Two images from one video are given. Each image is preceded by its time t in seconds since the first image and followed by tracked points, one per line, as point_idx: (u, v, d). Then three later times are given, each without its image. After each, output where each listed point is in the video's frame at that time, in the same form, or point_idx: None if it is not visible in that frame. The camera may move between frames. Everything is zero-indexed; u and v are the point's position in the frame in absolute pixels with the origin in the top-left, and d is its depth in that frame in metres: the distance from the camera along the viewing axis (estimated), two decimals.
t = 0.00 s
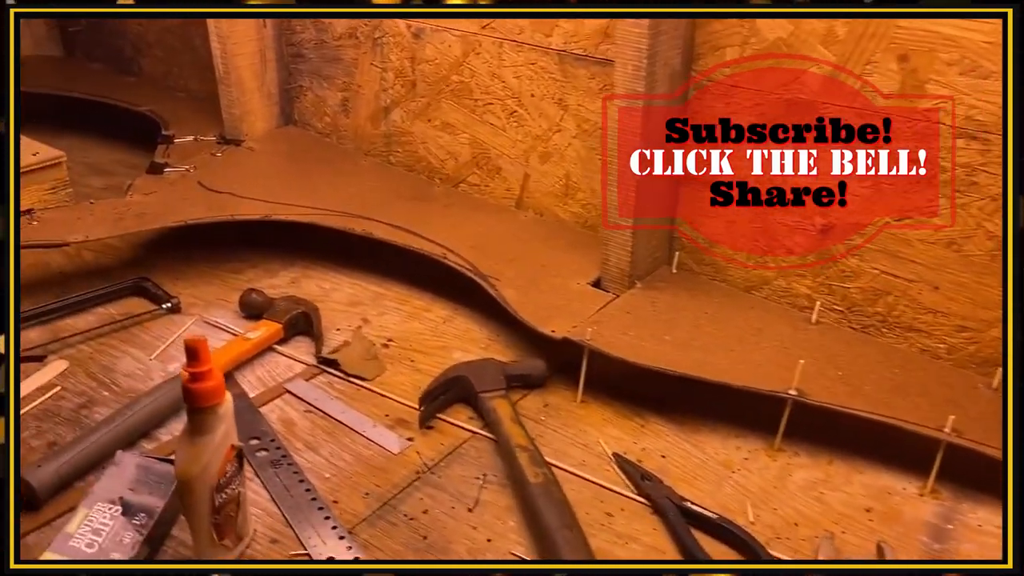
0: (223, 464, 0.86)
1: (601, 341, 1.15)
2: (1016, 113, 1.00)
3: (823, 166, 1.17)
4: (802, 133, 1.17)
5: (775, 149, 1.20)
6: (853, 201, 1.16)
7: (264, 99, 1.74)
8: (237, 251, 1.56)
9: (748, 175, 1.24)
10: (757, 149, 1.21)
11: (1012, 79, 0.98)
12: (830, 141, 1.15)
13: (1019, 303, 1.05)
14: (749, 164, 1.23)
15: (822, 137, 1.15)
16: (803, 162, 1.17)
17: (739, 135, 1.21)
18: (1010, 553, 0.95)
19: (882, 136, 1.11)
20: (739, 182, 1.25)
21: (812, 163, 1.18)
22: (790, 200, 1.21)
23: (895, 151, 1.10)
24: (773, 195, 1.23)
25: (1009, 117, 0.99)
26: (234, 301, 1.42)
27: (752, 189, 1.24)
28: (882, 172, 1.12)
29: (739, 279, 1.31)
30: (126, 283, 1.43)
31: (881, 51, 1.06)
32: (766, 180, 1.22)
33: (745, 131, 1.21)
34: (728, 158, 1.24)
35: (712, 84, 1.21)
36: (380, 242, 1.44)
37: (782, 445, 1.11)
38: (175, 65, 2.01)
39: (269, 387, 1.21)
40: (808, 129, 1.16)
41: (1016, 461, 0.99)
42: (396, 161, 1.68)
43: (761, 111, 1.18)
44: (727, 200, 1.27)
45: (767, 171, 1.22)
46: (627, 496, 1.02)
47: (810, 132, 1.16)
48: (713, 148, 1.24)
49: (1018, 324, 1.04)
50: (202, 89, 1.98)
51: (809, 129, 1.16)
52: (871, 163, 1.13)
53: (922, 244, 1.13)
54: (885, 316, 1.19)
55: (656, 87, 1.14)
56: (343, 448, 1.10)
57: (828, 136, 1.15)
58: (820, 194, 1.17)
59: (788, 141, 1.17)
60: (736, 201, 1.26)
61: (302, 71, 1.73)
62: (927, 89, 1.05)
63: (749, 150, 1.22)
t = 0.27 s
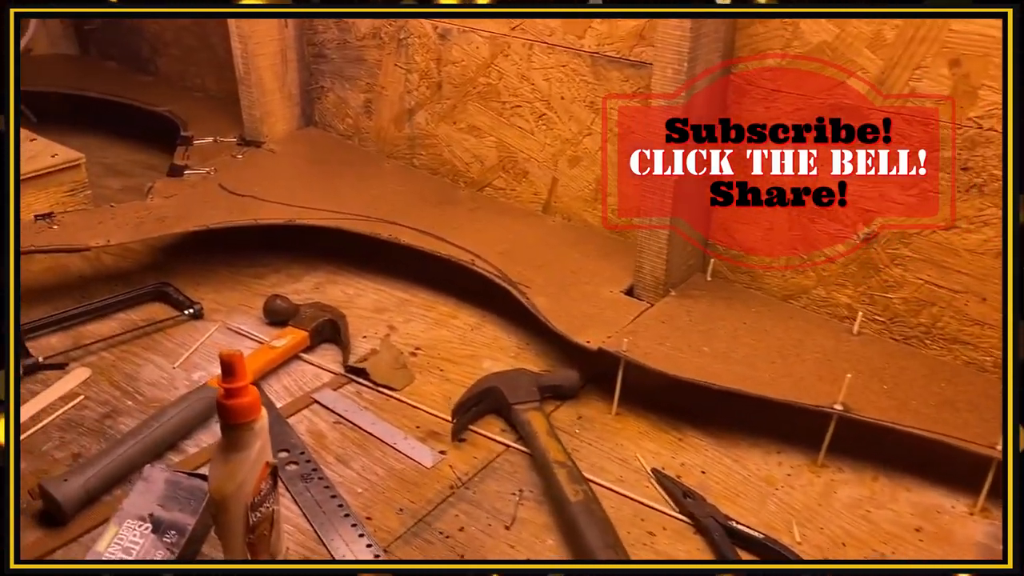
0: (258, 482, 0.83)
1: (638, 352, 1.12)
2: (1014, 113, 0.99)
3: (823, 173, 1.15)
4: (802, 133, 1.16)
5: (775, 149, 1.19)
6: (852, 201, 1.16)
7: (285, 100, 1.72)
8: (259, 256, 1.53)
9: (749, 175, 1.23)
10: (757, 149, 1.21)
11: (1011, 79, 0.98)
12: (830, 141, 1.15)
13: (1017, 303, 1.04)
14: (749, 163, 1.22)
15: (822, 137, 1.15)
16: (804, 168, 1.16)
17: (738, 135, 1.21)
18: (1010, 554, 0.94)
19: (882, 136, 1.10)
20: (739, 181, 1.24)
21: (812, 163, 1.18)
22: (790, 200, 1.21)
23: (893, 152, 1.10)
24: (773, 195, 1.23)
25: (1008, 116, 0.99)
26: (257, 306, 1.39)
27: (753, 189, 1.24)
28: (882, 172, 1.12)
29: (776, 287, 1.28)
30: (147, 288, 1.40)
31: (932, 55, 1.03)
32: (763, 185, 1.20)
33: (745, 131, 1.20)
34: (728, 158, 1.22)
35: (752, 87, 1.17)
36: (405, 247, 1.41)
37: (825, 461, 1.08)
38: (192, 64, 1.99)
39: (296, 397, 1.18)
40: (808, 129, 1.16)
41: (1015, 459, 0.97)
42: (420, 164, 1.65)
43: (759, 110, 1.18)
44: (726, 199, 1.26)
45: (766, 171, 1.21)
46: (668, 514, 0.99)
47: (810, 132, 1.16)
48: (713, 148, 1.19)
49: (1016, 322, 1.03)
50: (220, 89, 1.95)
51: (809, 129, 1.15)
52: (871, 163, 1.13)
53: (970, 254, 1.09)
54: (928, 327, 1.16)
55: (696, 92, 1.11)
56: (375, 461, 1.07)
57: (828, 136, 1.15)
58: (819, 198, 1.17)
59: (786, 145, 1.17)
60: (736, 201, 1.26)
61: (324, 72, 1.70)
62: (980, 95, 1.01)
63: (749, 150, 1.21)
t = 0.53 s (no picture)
0: (274, 512, 0.80)
1: (669, 371, 1.07)
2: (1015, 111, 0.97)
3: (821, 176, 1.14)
4: (801, 133, 1.13)
5: (775, 149, 1.15)
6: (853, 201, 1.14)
7: (300, 102, 1.67)
8: (273, 263, 1.49)
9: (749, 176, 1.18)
10: (757, 149, 1.15)
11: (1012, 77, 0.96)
12: (829, 141, 1.12)
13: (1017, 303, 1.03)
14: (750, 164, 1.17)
15: (822, 137, 1.12)
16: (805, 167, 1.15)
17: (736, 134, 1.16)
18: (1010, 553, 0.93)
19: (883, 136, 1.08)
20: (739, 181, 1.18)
21: (812, 163, 1.15)
22: (790, 200, 1.18)
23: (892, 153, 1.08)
24: (773, 195, 1.19)
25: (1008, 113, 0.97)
26: (272, 317, 1.35)
27: (753, 189, 1.19)
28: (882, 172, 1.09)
29: (811, 301, 1.22)
30: (158, 296, 1.36)
31: (985, 61, 0.97)
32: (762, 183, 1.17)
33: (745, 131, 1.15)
34: (730, 158, 1.11)
35: (789, 94, 1.12)
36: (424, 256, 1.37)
37: (866, 487, 1.02)
38: (205, 64, 1.95)
39: (312, 413, 1.14)
40: (808, 129, 1.12)
41: (1014, 458, 0.96)
42: (438, 168, 1.60)
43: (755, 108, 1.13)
44: (726, 199, 1.16)
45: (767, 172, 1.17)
46: (703, 544, 0.94)
47: (810, 132, 1.13)
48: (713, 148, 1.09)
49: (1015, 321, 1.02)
50: (234, 90, 1.91)
51: (809, 129, 1.12)
52: (871, 163, 1.10)
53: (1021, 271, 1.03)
54: (974, 347, 1.10)
55: (731, 99, 1.06)
56: (394, 483, 1.02)
57: (828, 136, 1.12)
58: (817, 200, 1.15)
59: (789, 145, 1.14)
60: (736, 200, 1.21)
61: (340, 73, 1.66)
62: None
63: (750, 150, 1.15)
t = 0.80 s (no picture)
0: None
1: (707, 415, 0.98)
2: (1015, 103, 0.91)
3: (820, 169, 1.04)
4: (802, 133, 1.02)
5: (775, 149, 1.01)
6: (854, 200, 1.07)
7: (313, 111, 1.60)
8: (283, 282, 1.42)
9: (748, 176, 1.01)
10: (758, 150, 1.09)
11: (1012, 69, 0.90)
12: (829, 141, 1.04)
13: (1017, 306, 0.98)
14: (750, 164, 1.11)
15: (822, 137, 1.04)
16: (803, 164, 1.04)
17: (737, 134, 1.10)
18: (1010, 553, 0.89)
19: (883, 136, 1.01)
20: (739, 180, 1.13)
21: (812, 163, 1.06)
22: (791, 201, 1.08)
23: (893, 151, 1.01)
24: (774, 195, 1.04)
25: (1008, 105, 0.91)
26: (280, 342, 1.28)
27: (753, 190, 1.02)
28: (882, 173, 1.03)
29: (859, 334, 1.13)
30: (161, 319, 1.29)
31: None
32: (766, 182, 1.03)
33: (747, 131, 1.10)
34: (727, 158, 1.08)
35: (842, 112, 1.03)
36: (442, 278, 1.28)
37: (925, 545, 0.93)
38: (216, 69, 1.88)
39: (320, 452, 1.06)
40: (808, 128, 1.03)
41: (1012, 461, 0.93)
42: (456, 182, 1.52)
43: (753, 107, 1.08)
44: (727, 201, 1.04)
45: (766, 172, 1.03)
46: None
47: (810, 132, 1.04)
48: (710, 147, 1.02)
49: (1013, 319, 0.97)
50: (245, 96, 1.84)
51: (809, 129, 1.04)
52: (871, 163, 1.04)
53: None
54: None
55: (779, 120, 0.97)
56: (408, 534, 0.94)
57: (827, 136, 1.04)
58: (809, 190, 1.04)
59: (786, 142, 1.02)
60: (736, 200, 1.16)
61: (355, 81, 1.58)
62: None
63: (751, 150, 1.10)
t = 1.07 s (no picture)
0: None
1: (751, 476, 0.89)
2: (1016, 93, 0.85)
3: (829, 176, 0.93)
4: (800, 132, 0.89)
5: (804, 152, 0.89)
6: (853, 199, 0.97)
7: (326, 125, 1.51)
8: (291, 309, 1.34)
9: (748, 175, 1.06)
10: (757, 149, 1.04)
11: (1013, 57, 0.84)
12: (830, 141, 0.89)
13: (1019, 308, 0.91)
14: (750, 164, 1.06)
15: (822, 137, 0.89)
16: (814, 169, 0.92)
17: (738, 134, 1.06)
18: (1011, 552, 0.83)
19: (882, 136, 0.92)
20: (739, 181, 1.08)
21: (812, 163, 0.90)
22: (790, 201, 0.93)
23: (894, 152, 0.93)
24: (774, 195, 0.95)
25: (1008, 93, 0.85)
26: (287, 375, 1.19)
27: (752, 189, 1.06)
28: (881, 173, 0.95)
29: (915, 380, 1.04)
30: (161, 348, 1.21)
31: None
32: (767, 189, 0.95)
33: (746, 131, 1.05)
34: (729, 158, 1.08)
35: (903, 140, 0.93)
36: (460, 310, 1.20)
37: None
38: (226, 78, 1.80)
39: (325, 505, 0.98)
40: (807, 129, 0.88)
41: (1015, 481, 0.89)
42: (476, 202, 1.43)
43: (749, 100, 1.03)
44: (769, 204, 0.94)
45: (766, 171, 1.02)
46: None
47: (811, 132, 0.88)
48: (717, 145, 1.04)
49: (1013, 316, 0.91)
50: (256, 107, 1.76)
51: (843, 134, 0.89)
52: (870, 163, 0.95)
53: None
54: None
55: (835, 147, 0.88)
56: None
57: (828, 136, 0.89)
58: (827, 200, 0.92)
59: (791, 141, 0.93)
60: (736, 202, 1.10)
61: (370, 93, 1.50)
62: None
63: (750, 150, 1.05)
